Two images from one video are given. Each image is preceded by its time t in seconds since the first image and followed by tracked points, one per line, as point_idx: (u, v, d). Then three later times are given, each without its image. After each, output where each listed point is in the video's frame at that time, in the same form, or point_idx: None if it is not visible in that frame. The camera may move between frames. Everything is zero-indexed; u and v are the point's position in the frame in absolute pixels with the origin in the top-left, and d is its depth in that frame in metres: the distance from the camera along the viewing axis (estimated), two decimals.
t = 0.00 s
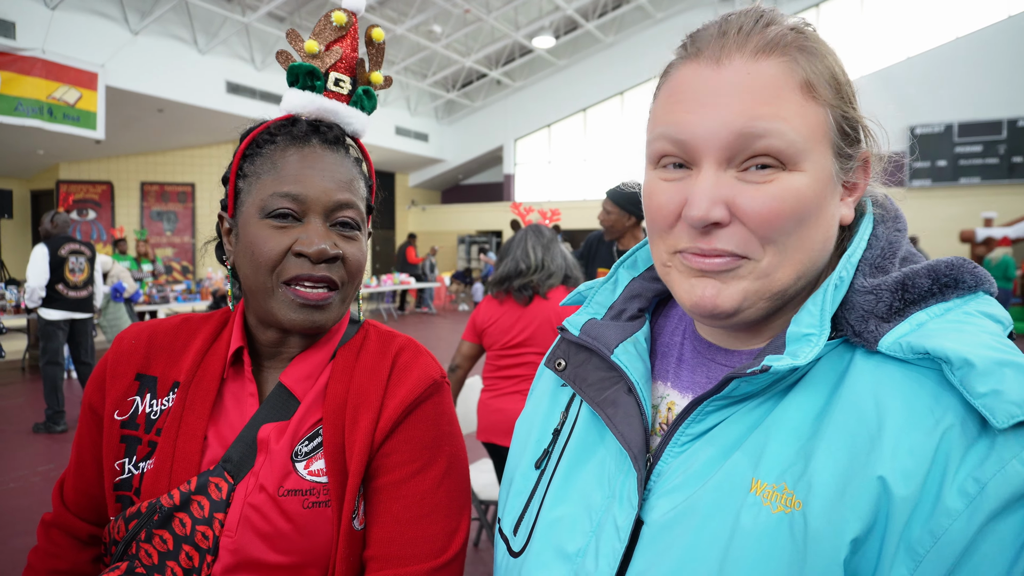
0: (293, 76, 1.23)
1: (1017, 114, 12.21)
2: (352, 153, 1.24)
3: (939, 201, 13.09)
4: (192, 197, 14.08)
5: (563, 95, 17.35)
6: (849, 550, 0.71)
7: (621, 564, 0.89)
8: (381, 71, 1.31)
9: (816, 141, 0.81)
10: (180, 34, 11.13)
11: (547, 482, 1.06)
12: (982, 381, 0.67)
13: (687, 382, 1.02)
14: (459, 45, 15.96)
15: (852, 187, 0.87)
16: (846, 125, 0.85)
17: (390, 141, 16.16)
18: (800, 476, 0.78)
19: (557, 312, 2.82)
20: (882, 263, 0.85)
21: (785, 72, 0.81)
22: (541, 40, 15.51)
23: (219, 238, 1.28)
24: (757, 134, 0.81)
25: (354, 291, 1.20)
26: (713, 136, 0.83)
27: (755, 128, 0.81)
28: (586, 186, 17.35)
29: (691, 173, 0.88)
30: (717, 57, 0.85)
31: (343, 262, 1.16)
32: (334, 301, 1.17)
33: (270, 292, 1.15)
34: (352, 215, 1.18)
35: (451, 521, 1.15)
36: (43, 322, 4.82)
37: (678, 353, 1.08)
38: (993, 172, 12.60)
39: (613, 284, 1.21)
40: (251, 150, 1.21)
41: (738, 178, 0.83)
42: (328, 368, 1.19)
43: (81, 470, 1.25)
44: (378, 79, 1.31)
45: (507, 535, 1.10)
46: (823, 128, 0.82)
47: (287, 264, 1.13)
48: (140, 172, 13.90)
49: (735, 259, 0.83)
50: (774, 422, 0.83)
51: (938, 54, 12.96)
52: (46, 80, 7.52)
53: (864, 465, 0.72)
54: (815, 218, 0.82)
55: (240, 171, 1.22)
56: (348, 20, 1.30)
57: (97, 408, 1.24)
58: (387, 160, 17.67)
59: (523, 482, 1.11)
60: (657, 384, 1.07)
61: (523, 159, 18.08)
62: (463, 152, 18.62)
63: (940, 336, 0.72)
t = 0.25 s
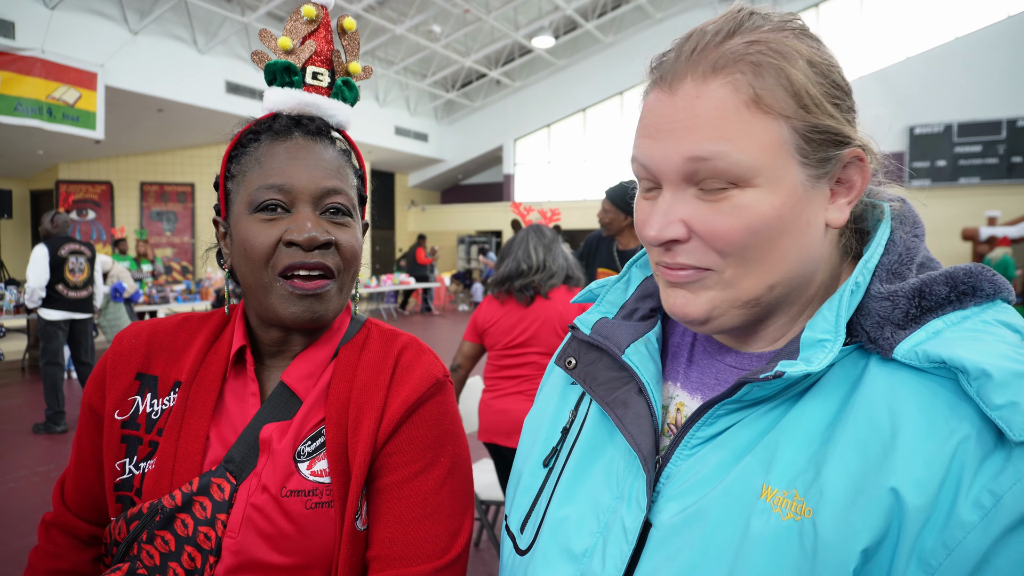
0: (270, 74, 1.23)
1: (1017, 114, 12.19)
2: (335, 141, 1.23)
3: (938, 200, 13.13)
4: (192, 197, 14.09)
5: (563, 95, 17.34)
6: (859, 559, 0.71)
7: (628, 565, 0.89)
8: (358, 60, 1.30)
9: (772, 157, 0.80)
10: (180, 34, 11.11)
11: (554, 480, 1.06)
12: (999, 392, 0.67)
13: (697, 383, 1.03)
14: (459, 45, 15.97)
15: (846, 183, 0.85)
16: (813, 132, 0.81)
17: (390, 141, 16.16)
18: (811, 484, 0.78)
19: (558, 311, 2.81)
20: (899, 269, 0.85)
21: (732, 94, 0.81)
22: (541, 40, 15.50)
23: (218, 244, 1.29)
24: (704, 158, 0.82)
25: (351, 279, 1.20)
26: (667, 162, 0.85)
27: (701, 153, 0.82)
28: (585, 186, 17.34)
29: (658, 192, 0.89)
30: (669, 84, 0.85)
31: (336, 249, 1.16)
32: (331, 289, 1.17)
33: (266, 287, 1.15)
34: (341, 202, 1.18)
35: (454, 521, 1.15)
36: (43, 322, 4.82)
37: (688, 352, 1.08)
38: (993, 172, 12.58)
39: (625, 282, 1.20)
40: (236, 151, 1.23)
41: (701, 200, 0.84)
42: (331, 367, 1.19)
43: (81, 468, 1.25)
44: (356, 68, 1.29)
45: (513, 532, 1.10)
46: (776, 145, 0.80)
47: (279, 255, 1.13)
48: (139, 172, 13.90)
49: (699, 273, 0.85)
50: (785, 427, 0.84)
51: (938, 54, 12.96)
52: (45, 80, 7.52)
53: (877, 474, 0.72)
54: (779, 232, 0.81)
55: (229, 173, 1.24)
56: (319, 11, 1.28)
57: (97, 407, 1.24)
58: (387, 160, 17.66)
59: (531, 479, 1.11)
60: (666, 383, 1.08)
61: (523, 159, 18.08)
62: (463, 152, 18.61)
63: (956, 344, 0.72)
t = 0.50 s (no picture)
0: (262, 71, 1.23)
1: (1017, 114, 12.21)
2: (330, 144, 1.22)
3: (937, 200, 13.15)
4: (192, 197, 14.09)
5: (562, 95, 17.35)
6: (861, 571, 0.72)
7: (626, 566, 0.90)
8: (351, 52, 1.30)
9: (709, 143, 0.85)
10: (179, 34, 11.11)
11: (553, 479, 1.07)
12: (1008, 407, 0.68)
13: (697, 383, 1.04)
14: (458, 46, 15.99)
15: (808, 182, 0.86)
16: (758, 124, 0.84)
17: (389, 141, 16.17)
18: (812, 493, 0.79)
19: (556, 311, 2.82)
20: (908, 275, 0.86)
21: (683, 81, 0.88)
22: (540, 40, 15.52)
23: (216, 245, 1.30)
24: (655, 140, 0.88)
25: (350, 287, 1.21)
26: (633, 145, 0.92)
27: (653, 135, 0.88)
28: (585, 186, 17.35)
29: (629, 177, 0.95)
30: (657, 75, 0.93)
31: (334, 261, 1.16)
32: (331, 301, 1.17)
33: (270, 301, 1.16)
34: (339, 212, 1.18)
35: (455, 521, 1.16)
36: (42, 322, 4.82)
37: (690, 350, 1.09)
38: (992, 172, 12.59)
39: (628, 280, 1.21)
40: (231, 156, 1.22)
41: (653, 180, 0.90)
42: (333, 369, 1.20)
43: (83, 466, 1.26)
44: (350, 61, 1.30)
45: (512, 529, 1.11)
46: (716, 133, 0.85)
47: (278, 271, 1.14)
48: (138, 172, 13.90)
49: (654, 250, 0.91)
50: (788, 434, 0.84)
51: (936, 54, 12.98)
52: (44, 80, 7.51)
53: (882, 486, 0.73)
54: (710, 214, 0.85)
55: (224, 178, 1.24)
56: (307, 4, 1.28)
57: (98, 406, 1.24)
58: (387, 160, 17.66)
59: (530, 478, 1.12)
60: (668, 382, 1.09)
61: (523, 159, 18.09)
62: (462, 152, 18.61)
63: (967, 356, 0.73)
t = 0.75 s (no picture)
0: (279, 73, 1.23)
1: (1018, 113, 12.18)
2: (342, 148, 1.23)
3: (939, 200, 13.13)
4: (193, 197, 14.10)
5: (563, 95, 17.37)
6: (867, 571, 0.72)
7: (628, 566, 0.90)
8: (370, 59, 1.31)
9: (691, 171, 0.85)
10: (181, 34, 11.13)
11: (554, 478, 1.07)
12: (1013, 403, 0.68)
13: (699, 383, 1.04)
14: (459, 46, 16.01)
15: (801, 188, 0.86)
16: (740, 143, 0.84)
17: (390, 141, 16.19)
18: (817, 491, 0.79)
19: (554, 310, 2.83)
20: (910, 273, 0.87)
21: (653, 111, 0.88)
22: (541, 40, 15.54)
23: (223, 243, 1.30)
24: (640, 176, 0.88)
25: (356, 288, 1.21)
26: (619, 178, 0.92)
27: (637, 171, 0.88)
28: (586, 186, 17.36)
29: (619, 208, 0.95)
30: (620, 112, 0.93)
31: (342, 261, 1.16)
32: (337, 299, 1.17)
33: (275, 298, 1.16)
34: (348, 213, 1.19)
35: (457, 520, 1.16)
36: (45, 322, 4.83)
37: (691, 349, 1.10)
38: (993, 172, 12.56)
39: (629, 278, 1.21)
40: (242, 153, 1.23)
41: (646, 211, 0.89)
42: (336, 368, 1.20)
43: (87, 466, 1.26)
44: (368, 68, 1.30)
45: (513, 529, 1.11)
46: (698, 157, 0.85)
47: (286, 269, 1.14)
48: (140, 172, 13.92)
49: (660, 277, 0.91)
50: (790, 433, 0.85)
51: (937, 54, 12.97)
52: (46, 81, 7.53)
53: (886, 484, 0.73)
54: (709, 238, 0.85)
55: (234, 174, 1.24)
56: (329, 8, 1.28)
57: (103, 406, 1.25)
58: (388, 160, 17.68)
59: (530, 477, 1.12)
60: (668, 381, 1.09)
61: (524, 159, 18.09)
62: (463, 152, 18.61)
63: (970, 353, 0.74)
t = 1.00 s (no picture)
0: (279, 74, 1.24)
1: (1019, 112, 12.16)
2: (344, 153, 1.23)
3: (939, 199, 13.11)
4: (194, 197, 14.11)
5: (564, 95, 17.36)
6: (862, 567, 0.72)
7: (625, 565, 0.91)
8: (369, 60, 1.31)
9: (713, 137, 0.85)
10: (182, 34, 11.14)
11: (551, 479, 1.07)
12: (1003, 395, 0.68)
13: (693, 381, 1.04)
14: (460, 46, 16.02)
15: (810, 176, 0.86)
16: (762, 118, 0.84)
17: (391, 141, 16.22)
18: (811, 487, 0.79)
19: (549, 309, 2.82)
20: (900, 268, 0.86)
21: (683, 75, 0.88)
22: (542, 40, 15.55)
23: (223, 243, 1.30)
24: (654, 138, 0.89)
25: (353, 297, 1.21)
26: (634, 138, 0.92)
27: (653, 132, 0.89)
28: (586, 186, 17.36)
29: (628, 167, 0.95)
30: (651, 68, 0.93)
31: (340, 271, 1.17)
32: (335, 309, 1.17)
33: (272, 306, 1.16)
34: (348, 222, 1.19)
35: (457, 519, 1.16)
36: (45, 322, 4.83)
37: (684, 348, 1.10)
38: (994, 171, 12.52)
39: (622, 279, 1.21)
40: (242, 158, 1.23)
41: (653, 174, 0.90)
42: (337, 368, 1.21)
43: (91, 465, 1.26)
44: (367, 68, 1.31)
45: (510, 531, 1.12)
46: (720, 127, 0.85)
47: (285, 278, 1.14)
48: (141, 172, 13.93)
49: (654, 243, 0.90)
50: (784, 430, 0.85)
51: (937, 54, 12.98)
52: (47, 81, 7.53)
53: (880, 479, 0.73)
54: (711, 208, 0.85)
55: (236, 178, 1.24)
56: (329, 8, 1.29)
57: (107, 405, 1.25)
58: (388, 160, 17.69)
59: (527, 478, 1.13)
60: (662, 380, 1.09)
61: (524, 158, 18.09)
62: (464, 152, 18.60)
63: (960, 345, 0.74)
